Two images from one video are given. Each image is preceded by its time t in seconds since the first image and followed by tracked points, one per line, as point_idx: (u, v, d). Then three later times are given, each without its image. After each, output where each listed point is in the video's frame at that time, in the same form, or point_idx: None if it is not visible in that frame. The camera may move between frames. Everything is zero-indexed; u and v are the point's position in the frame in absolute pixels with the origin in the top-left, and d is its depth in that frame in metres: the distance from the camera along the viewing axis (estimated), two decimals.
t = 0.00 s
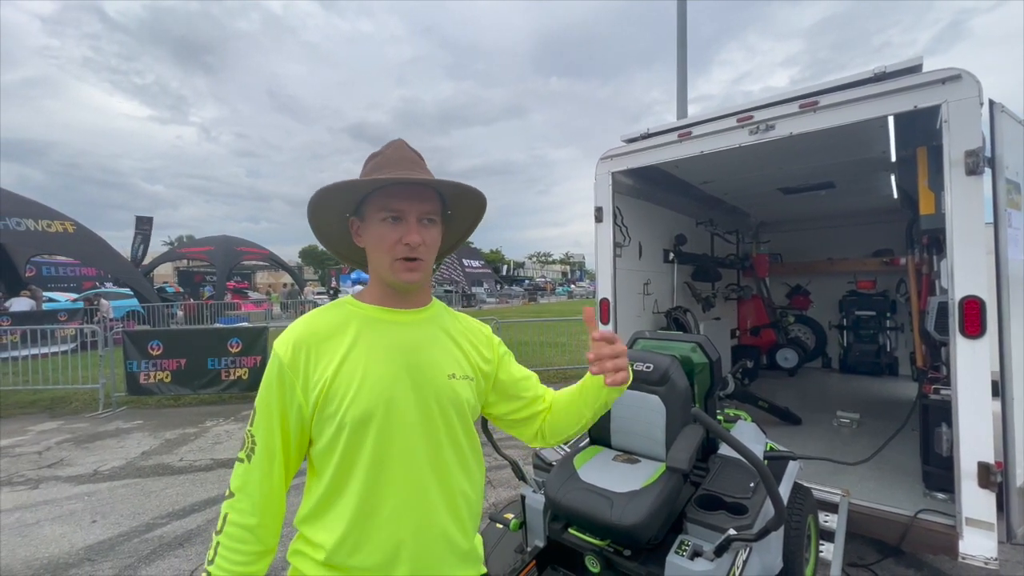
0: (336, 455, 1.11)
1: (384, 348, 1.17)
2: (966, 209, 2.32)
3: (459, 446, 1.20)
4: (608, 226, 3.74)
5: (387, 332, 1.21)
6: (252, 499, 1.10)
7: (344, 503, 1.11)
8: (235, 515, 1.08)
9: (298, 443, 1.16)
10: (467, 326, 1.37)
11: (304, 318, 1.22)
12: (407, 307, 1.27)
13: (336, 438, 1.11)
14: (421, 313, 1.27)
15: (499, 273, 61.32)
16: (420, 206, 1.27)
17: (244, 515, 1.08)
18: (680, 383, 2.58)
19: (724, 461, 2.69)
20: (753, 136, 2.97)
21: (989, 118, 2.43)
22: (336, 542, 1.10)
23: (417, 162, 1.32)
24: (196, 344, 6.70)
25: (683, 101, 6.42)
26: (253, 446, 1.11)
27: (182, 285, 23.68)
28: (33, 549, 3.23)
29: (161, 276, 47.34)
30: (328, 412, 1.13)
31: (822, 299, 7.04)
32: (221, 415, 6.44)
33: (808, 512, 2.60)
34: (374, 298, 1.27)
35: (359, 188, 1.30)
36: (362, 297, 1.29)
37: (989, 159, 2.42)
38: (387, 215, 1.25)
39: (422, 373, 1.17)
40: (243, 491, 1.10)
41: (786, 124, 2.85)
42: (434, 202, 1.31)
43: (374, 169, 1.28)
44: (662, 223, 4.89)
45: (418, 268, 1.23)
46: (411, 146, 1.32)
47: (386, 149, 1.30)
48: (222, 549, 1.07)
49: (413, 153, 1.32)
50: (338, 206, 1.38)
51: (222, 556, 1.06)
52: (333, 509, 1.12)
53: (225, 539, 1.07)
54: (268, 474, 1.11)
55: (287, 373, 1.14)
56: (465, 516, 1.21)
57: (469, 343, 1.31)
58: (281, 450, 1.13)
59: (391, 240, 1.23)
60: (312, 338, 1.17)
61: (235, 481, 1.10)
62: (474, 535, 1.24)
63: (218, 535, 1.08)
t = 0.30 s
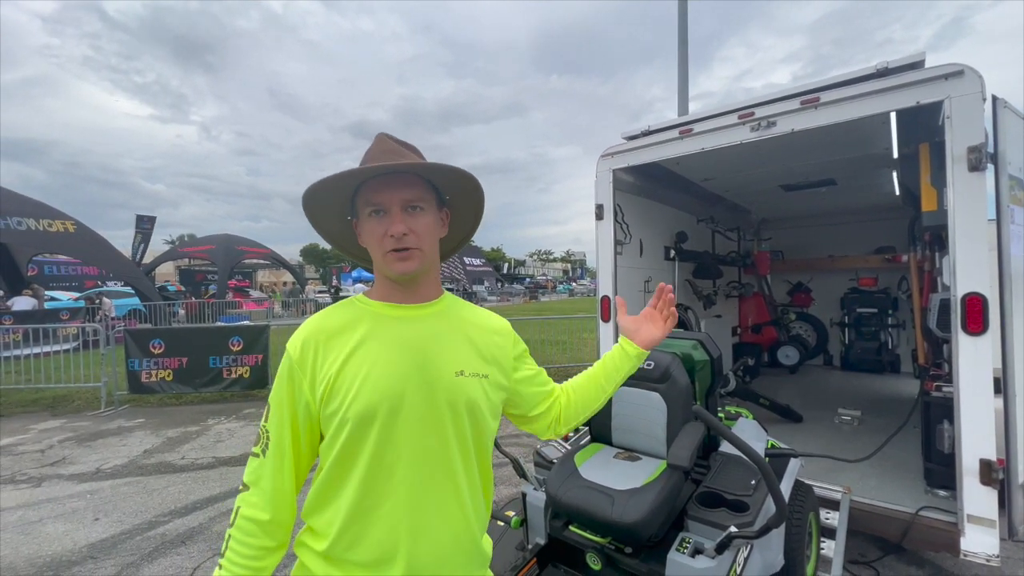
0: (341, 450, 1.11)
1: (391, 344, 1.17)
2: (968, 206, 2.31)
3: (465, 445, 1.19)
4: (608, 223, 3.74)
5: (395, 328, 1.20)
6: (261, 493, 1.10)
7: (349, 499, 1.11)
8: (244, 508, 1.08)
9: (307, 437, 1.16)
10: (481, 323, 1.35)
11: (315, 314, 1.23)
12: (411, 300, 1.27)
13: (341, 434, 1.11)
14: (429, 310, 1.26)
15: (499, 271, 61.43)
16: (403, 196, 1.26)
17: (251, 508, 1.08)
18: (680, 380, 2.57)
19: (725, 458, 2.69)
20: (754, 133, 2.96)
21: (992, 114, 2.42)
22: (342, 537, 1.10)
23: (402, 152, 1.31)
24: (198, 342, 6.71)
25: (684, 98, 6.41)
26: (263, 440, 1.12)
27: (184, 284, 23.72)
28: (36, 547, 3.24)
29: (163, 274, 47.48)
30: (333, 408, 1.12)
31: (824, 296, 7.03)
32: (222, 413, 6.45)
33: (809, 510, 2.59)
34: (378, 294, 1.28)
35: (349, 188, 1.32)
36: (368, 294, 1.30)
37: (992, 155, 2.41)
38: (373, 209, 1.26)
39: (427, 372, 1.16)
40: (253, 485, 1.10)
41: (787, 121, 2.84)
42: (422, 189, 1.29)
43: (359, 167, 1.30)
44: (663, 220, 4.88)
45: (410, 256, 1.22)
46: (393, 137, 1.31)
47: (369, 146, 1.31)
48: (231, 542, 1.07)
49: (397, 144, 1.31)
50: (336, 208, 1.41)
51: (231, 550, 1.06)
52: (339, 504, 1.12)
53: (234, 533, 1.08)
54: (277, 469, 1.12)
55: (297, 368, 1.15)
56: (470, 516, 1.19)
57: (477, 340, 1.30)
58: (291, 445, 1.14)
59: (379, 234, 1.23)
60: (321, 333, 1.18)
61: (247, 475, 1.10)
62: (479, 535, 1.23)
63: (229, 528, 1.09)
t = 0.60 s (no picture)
0: (345, 449, 1.11)
1: (395, 342, 1.16)
2: (969, 202, 2.30)
3: (468, 444, 1.19)
4: (609, 220, 3.73)
5: (399, 326, 1.20)
6: (265, 491, 1.09)
7: (352, 498, 1.10)
8: (248, 506, 1.08)
9: (310, 434, 1.16)
10: (485, 321, 1.35)
11: (318, 310, 1.22)
12: (417, 299, 1.26)
13: (345, 431, 1.11)
14: (432, 308, 1.26)
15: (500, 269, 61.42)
16: (418, 195, 1.25)
17: (256, 506, 1.09)
18: (681, 377, 2.57)
19: (725, 456, 2.68)
20: (755, 129, 2.95)
21: (993, 110, 2.41)
22: (345, 536, 1.10)
23: (419, 150, 1.30)
24: (198, 341, 6.71)
25: (684, 95, 6.39)
26: (266, 438, 1.12)
27: (185, 283, 23.74)
28: (37, 545, 3.25)
29: (163, 273, 47.53)
30: (337, 405, 1.12)
31: (824, 293, 7.02)
32: (223, 411, 6.46)
33: (809, 507, 2.59)
34: (385, 291, 1.27)
35: (363, 184, 1.31)
36: (375, 291, 1.29)
37: (994, 151, 2.41)
38: (387, 207, 1.25)
39: (431, 371, 1.16)
40: (258, 482, 1.10)
41: (787, 117, 2.83)
42: (436, 189, 1.29)
43: (374, 164, 1.28)
44: (663, 217, 4.87)
45: (422, 257, 1.21)
46: (409, 134, 1.29)
47: (385, 142, 1.29)
48: (239, 539, 1.08)
49: (414, 142, 1.30)
50: (346, 203, 1.40)
51: (239, 547, 1.07)
52: (342, 503, 1.11)
53: (241, 531, 1.08)
54: (282, 466, 1.11)
55: (300, 365, 1.14)
56: (472, 516, 1.19)
57: (481, 340, 1.30)
58: (295, 443, 1.13)
59: (391, 232, 1.22)
60: (324, 330, 1.17)
61: (251, 473, 1.10)
62: (482, 535, 1.23)
63: (236, 526, 1.09)
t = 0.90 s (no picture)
0: (346, 450, 1.10)
1: (395, 342, 1.16)
2: (970, 198, 2.29)
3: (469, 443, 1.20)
4: (608, 218, 3.73)
5: (399, 325, 1.19)
6: (268, 496, 1.08)
7: (354, 500, 1.10)
8: (250, 510, 1.07)
9: (310, 435, 1.15)
10: (482, 322, 1.35)
11: (315, 309, 1.21)
12: (415, 298, 1.26)
13: (346, 433, 1.10)
14: (431, 308, 1.25)
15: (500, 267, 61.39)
16: (418, 192, 1.25)
17: (258, 510, 1.07)
18: (681, 375, 2.57)
19: (725, 453, 2.68)
20: (755, 126, 2.94)
21: (994, 105, 2.40)
22: (347, 539, 1.08)
23: (419, 148, 1.29)
24: (199, 339, 6.72)
25: (684, 91, 6.37)
26: (267, 440, 1.10)
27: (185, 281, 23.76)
28: (38, 543, 3.25)
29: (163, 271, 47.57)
30: (338, 406, 1.11)
31: (825, 290, 7.02)
32: (224, 410, 6.46)
33: (809, 504, 2.59)
34: (382, 289, 1.26)
35: (362, 180, 1.30)
36: (372, 290, 1.28)
37: (995, 147, 2.40)
38: (386, 203, 1.24)
39: (432, 370, 1.16)
40: (258, 487, 1.08)
41: (788, 113, 2.82)
42: (435, 187, 1.28)
43: (374, 160, 1.28)
44: (663, 214, 4.86)
45: (420, 256, 1.21)
46: (410, 131, 1.29)
47: (385, 139, 1.29)
48: (245, 543, 1.07)
49: (415, 140, 1.29)
50: (345, 198, 1.39)
51: (244, 551, 1.06)
52: (344, 504, 1.10)
53: (245, 535, 1.07)
54: (284, 470, 1.10)
55: (299, 365, 1.12)
56: (476, 514, 1.20)
57: (479, 340, 1.30)
58: (295, 445, 1.12)
59: (390, 229, 1.21)
60: (323, 330, 1.15)
61: (252, 478, 1.08)
62: (484, 532, 1.23)
63: (239, 531, 1.08)
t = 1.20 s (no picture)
0: (345, 447, 1.10)
1: (392, 339, 1.16)
2: (972, 194, 2.29)
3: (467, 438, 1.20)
4: (608, 215, 3.72)
5: (396, 322, 1.19)
6: (268, 495, 1.08)
7: (354, 497, 1.09)
8: (252, 510, 1.07)
9: (309, 433, 1.14)
10: (477, 318, 1.35)
11: (311, 308, 1.20)
12: (412, 295, 1.25)
13: (345, 430, 1.10)
14: (426, 305, 1.25)
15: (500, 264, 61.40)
16: (414, 189, 1.24)
17: (259, 510, 1.07)
18: (681, 371, 2.57)
19: (725, 450, 2.68)
20: (755, 122, 2.93)
21: (996, 101, 2.38)
22: (349, 535, 1.08)
23: (414, 145, 1.29)
24: (200, 337, 6.72)
25: (685, 88, 6.35)
26: (265, 438, 1.10)
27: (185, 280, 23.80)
28: (39, 541, 3.26)
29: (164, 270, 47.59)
30: (336, 403, 1.11)
31: (825, 287, 7.01)
32: (224, 408, 6.47)
33: (809, 501, 2.59)
34: (378, 287, 1.25)
35: (358, 177, 1.29)
36: (368, 288, 1.27)
37: (997, 142, 2.39)
38: (382, 201, 1.23)
39: (430, 366, 1.16)
40: (258, 486, 1.08)
41: (789, 110, 2.81)
42: (431, 184, 1.28)
43: (369, 157, 1.27)
44: (663, 211, 4.85)
45: (416, 253, 1.20)
46: (406, 129, 1.29)
47: (381, 136, 1.28)
48: (246, 543, 1.06)
49: (410, 137, 1.29)
50: (339, 195, 1.38)
51: (245, 552, 1.06)
52: (343, 502, 1.10)
53: (248, 536, 1.07)
54: (283, 468, 1.10)
55: (295, 363, 1.12)
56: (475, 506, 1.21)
57: (476, 336, 1.30)
58: (294, 442, 1.12)
59: (386, 226, 1.21)
60: (319, 327, 1.15)
61: (252, 477, 1.08)
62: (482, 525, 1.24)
63: (242, 532, 1.07)
